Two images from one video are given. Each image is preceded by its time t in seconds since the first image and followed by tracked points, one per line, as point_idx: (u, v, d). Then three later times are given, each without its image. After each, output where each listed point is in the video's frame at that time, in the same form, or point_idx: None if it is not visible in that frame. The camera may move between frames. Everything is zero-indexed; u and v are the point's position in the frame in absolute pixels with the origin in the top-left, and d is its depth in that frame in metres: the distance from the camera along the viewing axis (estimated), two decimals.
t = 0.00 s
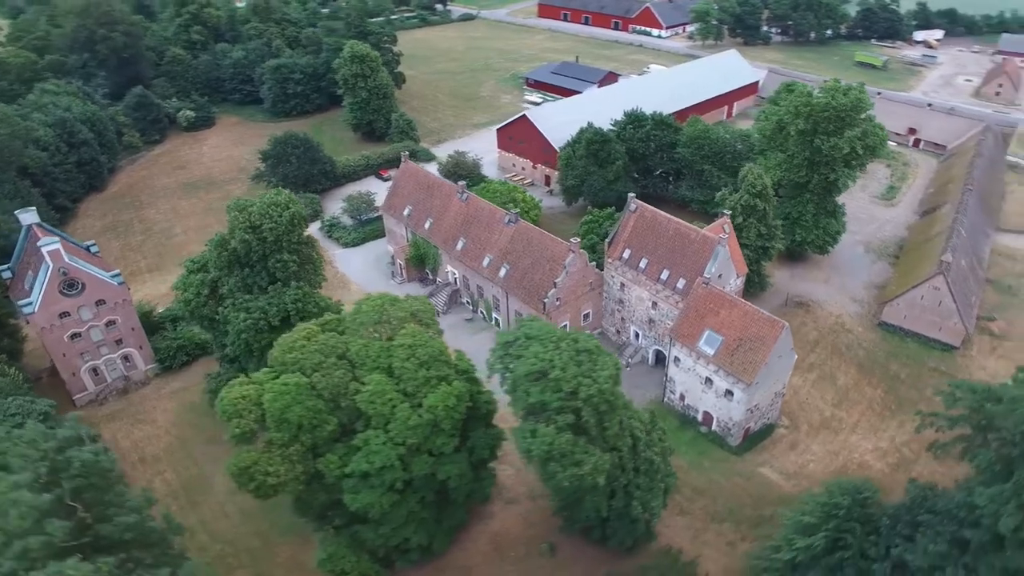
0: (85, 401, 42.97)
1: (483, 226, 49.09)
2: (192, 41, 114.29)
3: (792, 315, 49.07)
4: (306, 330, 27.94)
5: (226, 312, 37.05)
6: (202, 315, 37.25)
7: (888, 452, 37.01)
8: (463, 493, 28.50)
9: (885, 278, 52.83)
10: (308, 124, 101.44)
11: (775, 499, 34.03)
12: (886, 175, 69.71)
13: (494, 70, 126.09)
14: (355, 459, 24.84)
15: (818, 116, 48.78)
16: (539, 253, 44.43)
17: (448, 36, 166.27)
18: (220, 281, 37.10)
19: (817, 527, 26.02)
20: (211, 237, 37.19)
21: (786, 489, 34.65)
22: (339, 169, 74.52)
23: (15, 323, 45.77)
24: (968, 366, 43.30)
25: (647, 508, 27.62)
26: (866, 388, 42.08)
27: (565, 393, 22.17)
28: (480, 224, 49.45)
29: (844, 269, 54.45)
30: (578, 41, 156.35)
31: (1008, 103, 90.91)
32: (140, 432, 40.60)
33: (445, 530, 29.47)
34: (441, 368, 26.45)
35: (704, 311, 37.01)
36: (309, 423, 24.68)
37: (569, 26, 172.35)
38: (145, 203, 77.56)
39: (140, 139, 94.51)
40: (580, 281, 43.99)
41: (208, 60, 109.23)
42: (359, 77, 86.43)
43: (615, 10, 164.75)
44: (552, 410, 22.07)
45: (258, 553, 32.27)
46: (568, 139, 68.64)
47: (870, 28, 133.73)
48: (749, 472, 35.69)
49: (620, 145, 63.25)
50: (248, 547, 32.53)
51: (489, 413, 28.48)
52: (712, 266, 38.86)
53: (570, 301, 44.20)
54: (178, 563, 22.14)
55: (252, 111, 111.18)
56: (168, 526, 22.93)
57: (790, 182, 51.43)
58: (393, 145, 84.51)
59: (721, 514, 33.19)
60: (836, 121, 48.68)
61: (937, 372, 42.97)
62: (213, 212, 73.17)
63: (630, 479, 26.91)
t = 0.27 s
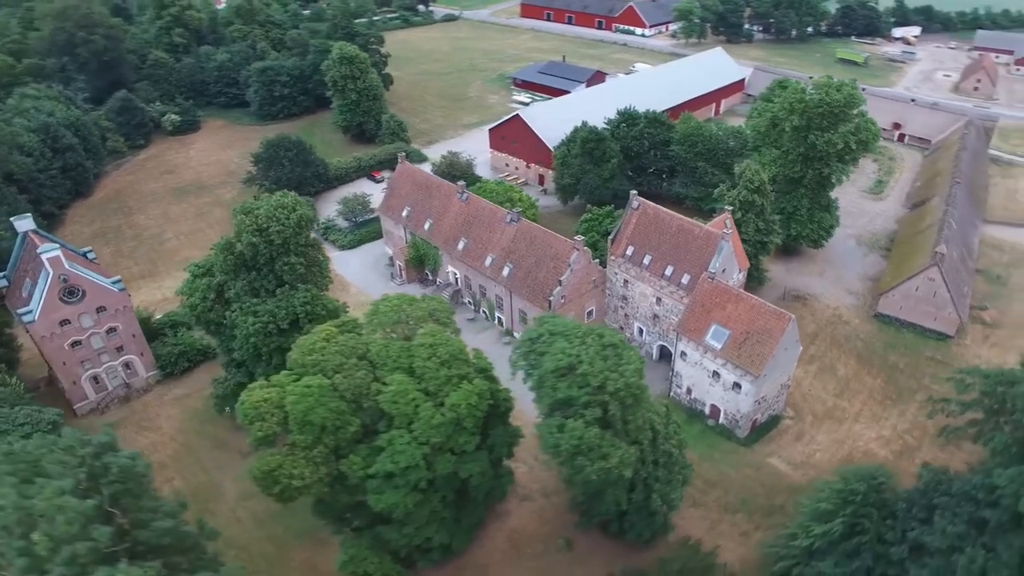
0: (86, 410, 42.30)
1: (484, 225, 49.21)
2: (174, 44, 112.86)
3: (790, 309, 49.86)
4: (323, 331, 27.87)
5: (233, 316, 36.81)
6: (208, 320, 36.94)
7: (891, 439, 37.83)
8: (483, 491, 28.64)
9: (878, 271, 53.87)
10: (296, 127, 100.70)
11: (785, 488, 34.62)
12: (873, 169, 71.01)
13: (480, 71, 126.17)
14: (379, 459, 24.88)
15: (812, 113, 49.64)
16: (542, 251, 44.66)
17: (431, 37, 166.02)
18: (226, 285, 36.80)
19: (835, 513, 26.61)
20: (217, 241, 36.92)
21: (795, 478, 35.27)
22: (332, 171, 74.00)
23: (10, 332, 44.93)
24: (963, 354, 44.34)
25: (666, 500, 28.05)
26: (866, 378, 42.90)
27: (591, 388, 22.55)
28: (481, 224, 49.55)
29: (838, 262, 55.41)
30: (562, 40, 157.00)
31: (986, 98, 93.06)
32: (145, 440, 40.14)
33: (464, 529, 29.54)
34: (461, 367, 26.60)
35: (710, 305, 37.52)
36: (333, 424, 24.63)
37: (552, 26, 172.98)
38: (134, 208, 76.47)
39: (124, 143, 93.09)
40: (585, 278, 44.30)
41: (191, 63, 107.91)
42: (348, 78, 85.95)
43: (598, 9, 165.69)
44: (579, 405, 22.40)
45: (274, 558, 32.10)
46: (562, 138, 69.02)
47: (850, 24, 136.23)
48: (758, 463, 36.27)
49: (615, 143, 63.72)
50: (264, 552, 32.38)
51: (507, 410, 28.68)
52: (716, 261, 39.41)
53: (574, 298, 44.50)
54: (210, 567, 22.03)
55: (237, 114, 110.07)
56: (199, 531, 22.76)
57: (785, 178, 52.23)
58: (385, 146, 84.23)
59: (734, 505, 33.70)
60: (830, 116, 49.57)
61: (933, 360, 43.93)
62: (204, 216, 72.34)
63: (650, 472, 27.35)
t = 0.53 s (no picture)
0: (88, 421, 41.54)
1: (486, 225, 49.35)
2: (153, 47, 110.98)
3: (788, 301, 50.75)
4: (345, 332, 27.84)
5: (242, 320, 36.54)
6: (217, 325, 36.58)
7: (894, 425, 38.80)
8: (506, 488, 28.81)
9: (871, 262, 55.07)
10: (282, 130, 99.77)
11: (796, 476, 35.32)
12: (859, 163, 72.49)
13: (465, 71, 126.15)
14: (408, 458, 24.93)
15: (805, 108, 50.61)
16: (547, 249, 44.94)
17: (412, 37, 165.54)
18: (235, 289, 36.48)
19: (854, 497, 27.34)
20: (224, 244, 36.60)
21: (805, 466, 36.01)
22: (324, 174, 73.73)
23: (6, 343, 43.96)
24: (957, 341, 45.54)
25: (688, 490, 28.69)
26: (866, 367, 43.85)
27: (622, 381, 22.95)
28: (483, 224, 49.68)
29: (831, 254, 56.53)
30: (544, 40, 157.56)
31: (962, 92, 95.47)
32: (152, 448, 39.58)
33: (487, 526, 29.64)
34: (485, 364, 26.80)
35: (717, 298, 38.12)
36: (362, 425, 24.59)
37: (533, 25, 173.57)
38: (121, 215, 75.16)
39: (106, 149, 91.38)
40: (589, 275, 44.68)
41: (172, 66, 106.25)
42: (337, 80, 85.48)
43: (578, 8, 166.55)
44: (610, 398, 22.76)
45: (294, 562, 31.94)
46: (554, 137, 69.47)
47: (827, 21, 138.94)
48: (768, 452, 36.96)
49: (608, 141, 64.28)
50: (284, 556, 32.24)
51: (528, 407, 28.93)
52: (721, 255, 40.04)
53: (579, 296, 44.88)
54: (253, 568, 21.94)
55: (221, 118, 108.70)
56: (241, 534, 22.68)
57: (780, 172, 53.13)
58: (375, 148, 83.88)
59: (748, 494, 34.29)
60: (823, 112, 50.56)
61: (930, 348, 45.05)
62: (194, 222, 71.41)
63: (671, 463, 27.98)
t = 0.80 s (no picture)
0: (89, 430, 40.87)
1: (486, 224, 49.48)
2: (132, 50, 109.16)
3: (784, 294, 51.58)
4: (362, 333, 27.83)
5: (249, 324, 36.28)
6: (223, 329, 36.26)
7: (895, 413, 39.69)
8: (525, 484, 28.96)
9: (862, 255, 56.17)
10: (268, 133, 98.85)
11: (803, 465, 35.99)
12: (845, 157, 73.85)
13: (450, 71, 126.03)
14: (431, 456, 25.00)
15: (797, 105, 51.53)
16: (549, 248, 45.22)
17: (395, 38, 164.94)
18: (241, 293, 36.21)
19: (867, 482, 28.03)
20: (229, 248, 36.32)
21: (810, 455, 36.72)
22: (315, 176, 73.26)
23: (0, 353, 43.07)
24: (950, 329, 46.63)
25: (704, 481, 29.12)
26: (864, 357, 44.72)
27: (645, 374, 23.32)
28: (483, 223, 49.81)
29: (823, 248, 57.55)
30: (527, 40, 157.94)
31: (940, 87, 97.62)
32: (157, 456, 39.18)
33: (506, 523, 29.76)
34: (504, 361, 26.99)
35: (721, 293, 38.69)
36: (385, 425, 24.57)
37: (515, 25, 173.88)
38: (107, 221, 73.89)
39: (88, 154, 89.73)
40: (591, 272, 45.09)
41: (153, 69, 104.68)
42: (326, 82, 84.94)
43: (560, 8, 167.21)
44: (635, 391, 23.12)
45: (310, 566, 31.80)
46: (547, 136, 69.91)
47: (806, 19, 141.61)
48: (774, 442, 37.60)
49: (601, 139, 64.79)
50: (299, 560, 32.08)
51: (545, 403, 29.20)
52: (723, 250, 40.65)
53: (582, 293, 45.23)
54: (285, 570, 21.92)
55: (205, 121, 107.35)
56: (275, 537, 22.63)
57: (773, 168, 53.98)
58: (365, 149, 83.51)
59: (757, 484, 34.85)
60: (814, 108, 51.47)
61: (924, 337, 46.10)
62: (185, 227, 70.48)
63: (688, 455, 28.41)
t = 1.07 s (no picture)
0: (90, 442, 40.03)
1: (485, 224, 49.63)
2: (106, 55, 106.79)
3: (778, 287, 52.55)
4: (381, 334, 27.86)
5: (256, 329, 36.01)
6: (230, 335, 35.92)
7: (893, 399, 40.79)
8: (545, 480, 29.19)
9: (850, 246, 57.47)
10: (251, 137, 97.61)
11: (809, 452, 36.82)
12: (827, 151, 75.46)
13: (431, 73, 125.75)
14: (459, 454, 25.14)
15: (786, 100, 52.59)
16: (550, 246, 45.56)
17: (372, 40, 163.94)
18: (247, 298, 35.88)
19: (879, 466, 28.90)
20: (235, 252, 36.00)
21: (815, 442, 37.57)
22: (304, 180, 72.46)
23: None
24: (940, 316, 47.98)
25: (721, 470, 29.69)
26: (859, 345, 45.78)
27: (670, 365, 23.84)
28: (482, 223, 49.96)
29: (812, 240, 58.77)
30: (505, 40, 158.14)
31: (913, 81, 100.18)
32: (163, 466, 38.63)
33: (527, 519, 29.98)
34: (525, 358, 27.27)
35: (724, 286, 39.40)
36: (412, 424, 24.61)
37: (492, 26, 174.05)
38: (89, 230, 72.29)
39: (65, 162, 87.63)
40: (592, 269, 45.54)
41: (129, 74, 102.60)
42: (310, 84, 84.20)
43: (537, 8, 167.83)
44: (661, 383, 23.59)
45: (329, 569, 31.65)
46: (537, 136, 70.28)
47: (780, 16, 144.32)
48: (779, 431, 38.39)
49: (592, 138, 65.36)
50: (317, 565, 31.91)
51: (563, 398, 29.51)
52: (724, 244, 41.38)
53: (584, 290, 45.62)
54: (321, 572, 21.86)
55: (184, 126, 105.54)
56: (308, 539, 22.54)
57: (763, 163, 55.00)
58: (351, 152, 82.92)
59: (767, 471, 35.56)
60: (803, 103, 52.58)
61: (915, 324, 47.38)
62: (171, 234, 69.28)
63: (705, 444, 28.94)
